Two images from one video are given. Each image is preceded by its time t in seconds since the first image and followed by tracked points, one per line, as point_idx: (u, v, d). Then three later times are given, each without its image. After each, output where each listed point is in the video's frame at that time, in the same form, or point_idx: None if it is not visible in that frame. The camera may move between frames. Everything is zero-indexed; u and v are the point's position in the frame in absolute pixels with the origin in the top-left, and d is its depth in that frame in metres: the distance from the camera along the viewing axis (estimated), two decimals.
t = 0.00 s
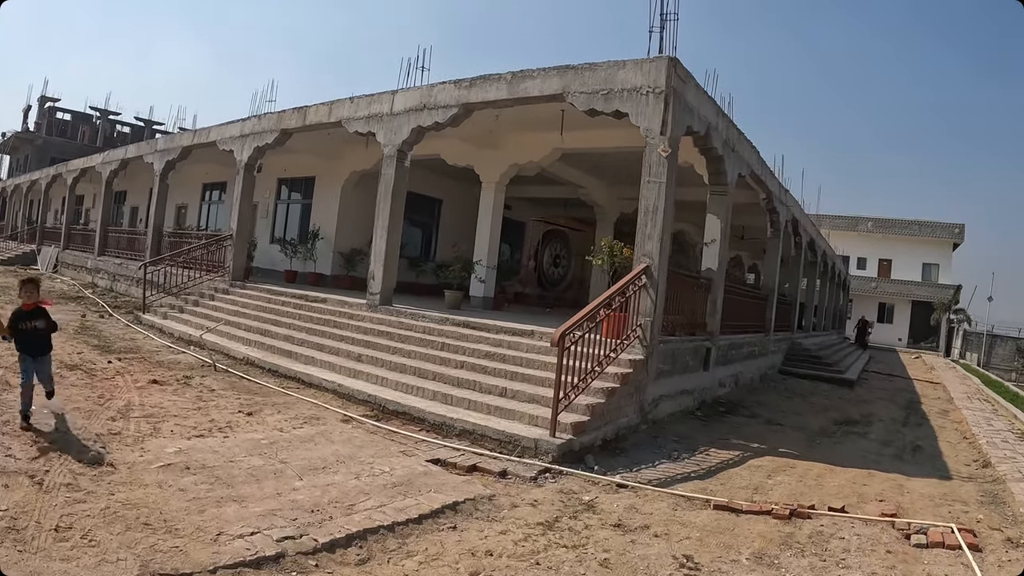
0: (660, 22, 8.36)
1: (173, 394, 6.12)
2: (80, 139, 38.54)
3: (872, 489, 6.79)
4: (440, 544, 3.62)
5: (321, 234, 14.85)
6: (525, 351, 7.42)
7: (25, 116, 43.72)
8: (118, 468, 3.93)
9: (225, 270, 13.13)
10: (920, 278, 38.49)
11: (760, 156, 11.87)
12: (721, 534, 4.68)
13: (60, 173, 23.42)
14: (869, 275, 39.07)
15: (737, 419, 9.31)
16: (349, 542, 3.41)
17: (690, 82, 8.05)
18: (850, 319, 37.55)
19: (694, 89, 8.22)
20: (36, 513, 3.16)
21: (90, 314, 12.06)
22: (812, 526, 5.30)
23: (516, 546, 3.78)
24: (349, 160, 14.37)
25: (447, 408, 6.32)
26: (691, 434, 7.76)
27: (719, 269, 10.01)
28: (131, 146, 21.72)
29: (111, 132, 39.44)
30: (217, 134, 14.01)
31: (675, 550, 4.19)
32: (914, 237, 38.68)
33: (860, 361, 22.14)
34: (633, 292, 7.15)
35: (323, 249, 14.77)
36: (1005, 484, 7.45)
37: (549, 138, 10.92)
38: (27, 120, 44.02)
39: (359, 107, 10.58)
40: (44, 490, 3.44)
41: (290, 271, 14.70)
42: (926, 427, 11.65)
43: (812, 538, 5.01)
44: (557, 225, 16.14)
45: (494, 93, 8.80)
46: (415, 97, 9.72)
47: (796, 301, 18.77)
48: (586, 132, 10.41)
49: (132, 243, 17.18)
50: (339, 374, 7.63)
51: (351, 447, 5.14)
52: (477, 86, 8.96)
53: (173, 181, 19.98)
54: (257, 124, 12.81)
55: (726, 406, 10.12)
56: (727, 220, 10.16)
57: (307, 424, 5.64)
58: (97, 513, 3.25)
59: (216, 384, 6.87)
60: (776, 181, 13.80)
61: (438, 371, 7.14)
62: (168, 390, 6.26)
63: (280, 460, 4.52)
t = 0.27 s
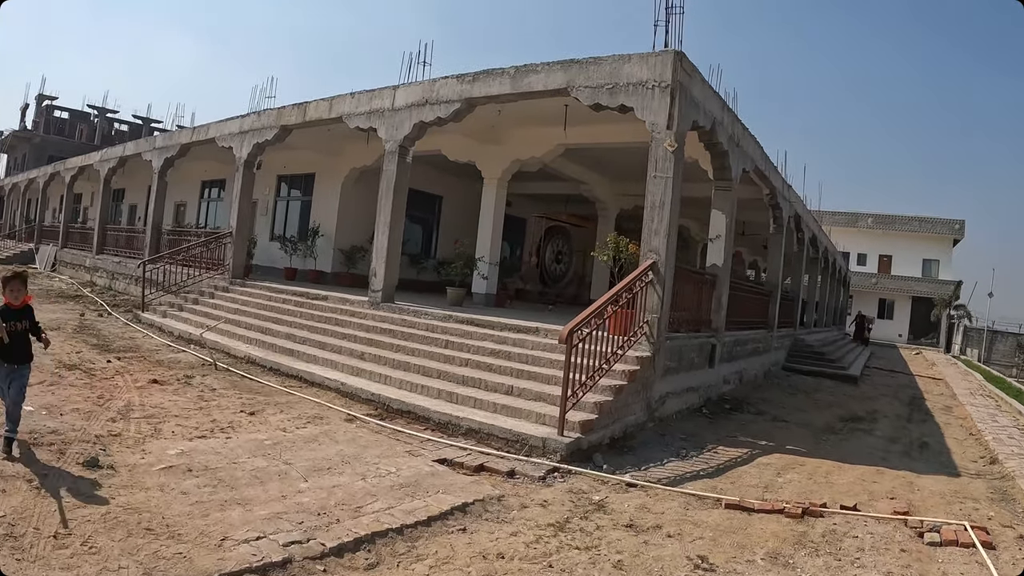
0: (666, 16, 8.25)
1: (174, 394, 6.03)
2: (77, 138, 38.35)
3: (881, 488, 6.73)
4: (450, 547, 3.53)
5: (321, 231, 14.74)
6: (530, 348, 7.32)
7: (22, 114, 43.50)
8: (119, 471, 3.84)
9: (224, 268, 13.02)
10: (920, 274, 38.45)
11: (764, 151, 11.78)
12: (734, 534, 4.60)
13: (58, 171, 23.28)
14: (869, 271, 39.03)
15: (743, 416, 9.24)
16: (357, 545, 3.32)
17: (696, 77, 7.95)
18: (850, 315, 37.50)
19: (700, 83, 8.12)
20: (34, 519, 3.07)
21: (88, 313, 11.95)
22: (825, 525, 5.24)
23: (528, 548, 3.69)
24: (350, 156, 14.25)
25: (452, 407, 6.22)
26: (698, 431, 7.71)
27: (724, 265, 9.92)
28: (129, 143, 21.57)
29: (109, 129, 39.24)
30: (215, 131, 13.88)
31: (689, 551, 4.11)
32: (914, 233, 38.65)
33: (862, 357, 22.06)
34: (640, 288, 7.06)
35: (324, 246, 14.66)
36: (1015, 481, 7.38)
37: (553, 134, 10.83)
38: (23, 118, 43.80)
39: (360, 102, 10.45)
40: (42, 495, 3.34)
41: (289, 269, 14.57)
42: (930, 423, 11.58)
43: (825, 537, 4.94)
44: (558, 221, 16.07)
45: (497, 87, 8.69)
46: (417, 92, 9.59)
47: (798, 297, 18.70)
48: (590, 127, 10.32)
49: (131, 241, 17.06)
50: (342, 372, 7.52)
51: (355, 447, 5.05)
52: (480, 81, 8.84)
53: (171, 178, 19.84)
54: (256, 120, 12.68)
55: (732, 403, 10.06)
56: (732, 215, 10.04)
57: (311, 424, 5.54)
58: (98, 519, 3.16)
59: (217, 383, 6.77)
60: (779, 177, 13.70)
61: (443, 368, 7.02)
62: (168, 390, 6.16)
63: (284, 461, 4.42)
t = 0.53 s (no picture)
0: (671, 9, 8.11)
1: (171, 395, 5.88)
2: (75, 136, 38.13)
3: (893, 489, 6.61)
4: (458, 554, 3.40)
5: (320, 229, 14.58)
6: (535, 347, 7.17)
7: (19, 112, 43.25)
8: (114, 477, 3.70)
9: (222, 266, 12.86)
10: (920, 271, 38.39)
11: (769, 147, 11.64)
12: (748, 538, 4.48)
13: (55, 169, 23.09)
14: (869, 269, 38.97)
15: (750, 415, 9.15)
16: (362, 554, 3.19)
17: (702, 71, 7.81)
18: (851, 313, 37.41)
19: (707, 78, 7.98)
20: (24, 530, 2.93)
21: (84, 312, 11.78)
22: (840, 527, 5.15)
23: (539, 555, 3.56)
24: (349, 153, 14.09)
25: (456, 407, 6.07)
26: (706, 431, 7.63)
27: (730, 262, 9.79)
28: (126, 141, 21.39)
29: (106, 128, 39.01)
30: (213, 128, 13.72)
31: (704, 556, 3.98)
32: (914, 230, 38.57)
33: (865, 354, 21.93)
34: (647, 285, 6.93)
35: (323, 244, 14.49)
36: None
37: (555, 129, 10.68)
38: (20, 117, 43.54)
39: (360, 97, 10.28)
40: (33, 505, 3.20)
41: (289, 266, 14.41)
42: (937, 421, 11.46)
43: (841, 540, 4.83)
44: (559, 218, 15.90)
45: (500, 82, 8.54)
46: (418, 87, 9.43)
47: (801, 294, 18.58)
48: (594, 123, 10.18)
49: (128, 240, 16.88)
50: (343, 372, 7.37)
51: (358, 450, 4.90)
52: (483, 75, 8.69)
53: (169, 176, 19.67)
54: (254, 117, 12.52)
55: (738, 401, 9.95)
56: (737, 211, 9.91)
57: (312, 426, 5.40)
58: (92, 530, 3.02)
59: (216, 384, 6.62)
60: (783, 173, 13.56)
61: (446, 368, 6.84)
62: (165, 391, 6.01)
63: (285, 465, 4.28)
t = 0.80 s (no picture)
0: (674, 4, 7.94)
1: (162, 401, 5.70)
2: (70, 135, 37.82)
3: (901, 496, 6.49)
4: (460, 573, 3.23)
5: (316, 228, 14.38)
6: (536, 350, 6.98)
7: (14, 112, 42.92)
8: (101, 491, 3.52)
9: (217, 267, 12.67)
10: (918, 270, 38.35)
11: (771, 145, 11.50)
12: (760, 550, 4.32)
13: (49, 168, 22.83)
14: (868, 267, 38.92)
15: (754, 418, 9.02)
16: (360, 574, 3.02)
17: (706, 67, 7.66)
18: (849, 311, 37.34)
19: (711, 75, 7.82)
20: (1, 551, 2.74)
21: (76, 314, 11.58)
22: (852, 537, 5.05)
23: (545, 573, 3.39)
24: (345, 151, 13.88)
25: (456, 413, 5.89)
26: (712, 436, 7.54)
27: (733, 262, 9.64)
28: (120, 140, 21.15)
29: (101, 127, 38.71)
30: (207, 126, 13.51)
31: (716, 570, 3.83)
32: (913, 229, 38.53)
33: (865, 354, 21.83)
34: (652, 287, 6.76)
35: (318, 243, 14.30)
36: None
37: (555, 127, 10.51)
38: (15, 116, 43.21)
39: (356, 95, 10.07)
40: (12, 523, 3.01)
41: (284, 267, 14.20)
42: (941, 423, 11.34)
43: (854, 550, 4.70)
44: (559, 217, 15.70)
45: (499, 78, 8.35)
46: (415, 84, 9.22)
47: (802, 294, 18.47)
48: (595, 121, 10.03)
49: (122, 240, 16.67)
50: (339, 375, 7.12)
51: (355, 459, 4.73)
52: (481, 72, 8.50)
53: (163, 175, 19.45)
54: (249, 115, 12.32)
55: (741, 403, 9.84)
56: (740, 210, 9.77)
57: (307, 433, 5.23)
58: (74, 551, 2.84)
59: (208, 389, 6.44)
60: (784, 171, 13.42)
61: (445, 372, 6.62)
62: (156, 397, 5.83)
63: (279, 477, 4.11)
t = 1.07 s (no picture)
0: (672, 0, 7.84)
1: (154, 404, 5.56)
2: (63, 135, 37.55)
3: (904, 499, 6.43)
4: None
5: (310, 228, 14.23)
6: (534, 350, 6.84)
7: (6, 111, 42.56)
8: (89, 499, 3.39)
9: (210, 267, 12.51)
10: (914, 269, 38.44)
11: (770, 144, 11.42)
12: (767, 556, 4.23)
13: (41, 168, 22.63)
14: (863, 266, 38.98)
15: (754, 419, 8.94)
16: None
17: (706, 64, 7.56)
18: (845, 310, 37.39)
19: (710, 72, 7.73)
20: None
21: (68, 315, 11.43)
22: (858, 541, 5.00)
23: None
24: (339, 150, 13.74)
25: (454, 415, 5.76)
26: (713, 437, 7.48)
27: (733, 261, 9.55)
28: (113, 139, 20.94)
29: (95, 127, 38.43)
30: (200, 125, 13.35)
31: None
32: (908, 228, 38.62)
33: (862, 352, 21.82)
34: (653, 286, 6.67)
35: (313, 243, 14.14)
36: None
37: (552, 126, 10.39)
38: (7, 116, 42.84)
39: (351, 92, 9.92)
40: None
41: (278, 267, 14.05)
42: (940, 423, 11.29)
43: (861, 555, 4.62)
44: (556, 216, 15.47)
45: (496, 75, 8.22)
46: (411, 81, 9.08)
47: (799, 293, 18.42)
48: (592, 118, 9.92)
49: (114, 240, 16.49)
50: (333, 377, 6.94)
51: (350, 464, 4.60)
52: (478, 68, 8.37)
53: (156, 174, 19.26)
54: (242, 113, 12.17)
55: (741, 404, 9.78)
56: (740, 209, 9.68)
57: (302, 437, 5.10)
58: (59, 563, 2.71)
59: (201, 392, 6.30)
60: (783, 170, 13.33)
61: (441, 373, 6.47)
62: (148, 400, 5.69)
63: (273, 483, 3.98)
